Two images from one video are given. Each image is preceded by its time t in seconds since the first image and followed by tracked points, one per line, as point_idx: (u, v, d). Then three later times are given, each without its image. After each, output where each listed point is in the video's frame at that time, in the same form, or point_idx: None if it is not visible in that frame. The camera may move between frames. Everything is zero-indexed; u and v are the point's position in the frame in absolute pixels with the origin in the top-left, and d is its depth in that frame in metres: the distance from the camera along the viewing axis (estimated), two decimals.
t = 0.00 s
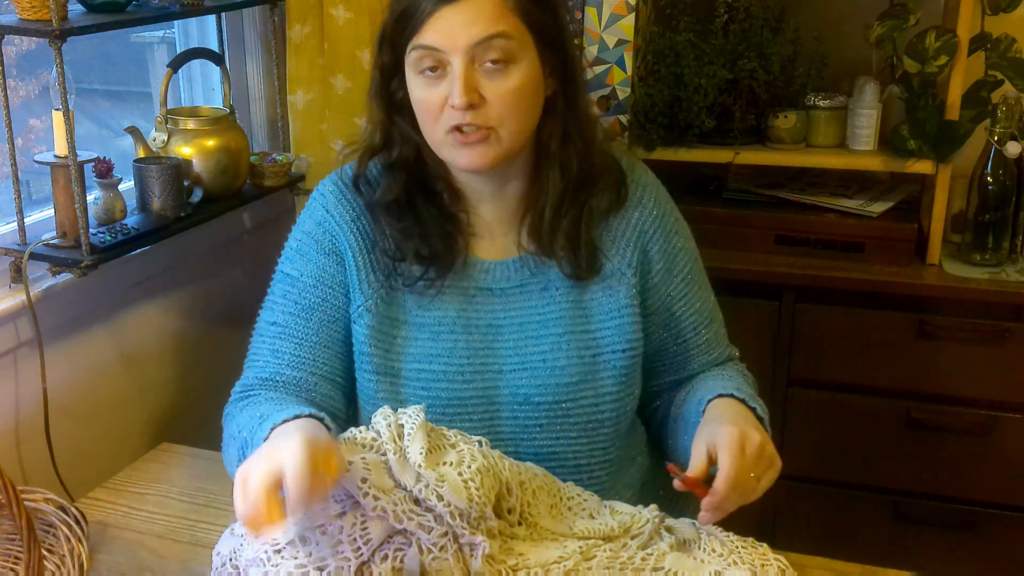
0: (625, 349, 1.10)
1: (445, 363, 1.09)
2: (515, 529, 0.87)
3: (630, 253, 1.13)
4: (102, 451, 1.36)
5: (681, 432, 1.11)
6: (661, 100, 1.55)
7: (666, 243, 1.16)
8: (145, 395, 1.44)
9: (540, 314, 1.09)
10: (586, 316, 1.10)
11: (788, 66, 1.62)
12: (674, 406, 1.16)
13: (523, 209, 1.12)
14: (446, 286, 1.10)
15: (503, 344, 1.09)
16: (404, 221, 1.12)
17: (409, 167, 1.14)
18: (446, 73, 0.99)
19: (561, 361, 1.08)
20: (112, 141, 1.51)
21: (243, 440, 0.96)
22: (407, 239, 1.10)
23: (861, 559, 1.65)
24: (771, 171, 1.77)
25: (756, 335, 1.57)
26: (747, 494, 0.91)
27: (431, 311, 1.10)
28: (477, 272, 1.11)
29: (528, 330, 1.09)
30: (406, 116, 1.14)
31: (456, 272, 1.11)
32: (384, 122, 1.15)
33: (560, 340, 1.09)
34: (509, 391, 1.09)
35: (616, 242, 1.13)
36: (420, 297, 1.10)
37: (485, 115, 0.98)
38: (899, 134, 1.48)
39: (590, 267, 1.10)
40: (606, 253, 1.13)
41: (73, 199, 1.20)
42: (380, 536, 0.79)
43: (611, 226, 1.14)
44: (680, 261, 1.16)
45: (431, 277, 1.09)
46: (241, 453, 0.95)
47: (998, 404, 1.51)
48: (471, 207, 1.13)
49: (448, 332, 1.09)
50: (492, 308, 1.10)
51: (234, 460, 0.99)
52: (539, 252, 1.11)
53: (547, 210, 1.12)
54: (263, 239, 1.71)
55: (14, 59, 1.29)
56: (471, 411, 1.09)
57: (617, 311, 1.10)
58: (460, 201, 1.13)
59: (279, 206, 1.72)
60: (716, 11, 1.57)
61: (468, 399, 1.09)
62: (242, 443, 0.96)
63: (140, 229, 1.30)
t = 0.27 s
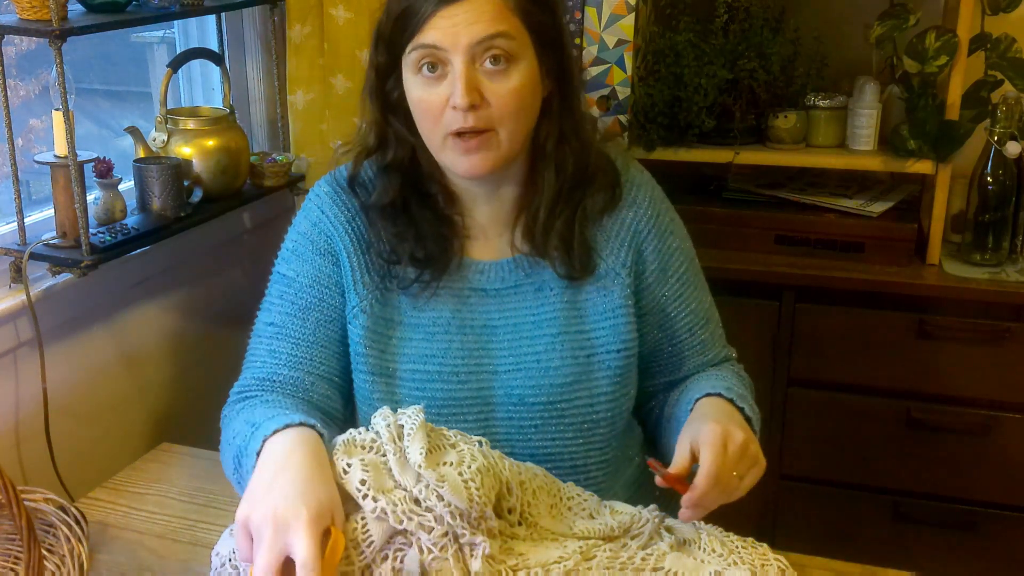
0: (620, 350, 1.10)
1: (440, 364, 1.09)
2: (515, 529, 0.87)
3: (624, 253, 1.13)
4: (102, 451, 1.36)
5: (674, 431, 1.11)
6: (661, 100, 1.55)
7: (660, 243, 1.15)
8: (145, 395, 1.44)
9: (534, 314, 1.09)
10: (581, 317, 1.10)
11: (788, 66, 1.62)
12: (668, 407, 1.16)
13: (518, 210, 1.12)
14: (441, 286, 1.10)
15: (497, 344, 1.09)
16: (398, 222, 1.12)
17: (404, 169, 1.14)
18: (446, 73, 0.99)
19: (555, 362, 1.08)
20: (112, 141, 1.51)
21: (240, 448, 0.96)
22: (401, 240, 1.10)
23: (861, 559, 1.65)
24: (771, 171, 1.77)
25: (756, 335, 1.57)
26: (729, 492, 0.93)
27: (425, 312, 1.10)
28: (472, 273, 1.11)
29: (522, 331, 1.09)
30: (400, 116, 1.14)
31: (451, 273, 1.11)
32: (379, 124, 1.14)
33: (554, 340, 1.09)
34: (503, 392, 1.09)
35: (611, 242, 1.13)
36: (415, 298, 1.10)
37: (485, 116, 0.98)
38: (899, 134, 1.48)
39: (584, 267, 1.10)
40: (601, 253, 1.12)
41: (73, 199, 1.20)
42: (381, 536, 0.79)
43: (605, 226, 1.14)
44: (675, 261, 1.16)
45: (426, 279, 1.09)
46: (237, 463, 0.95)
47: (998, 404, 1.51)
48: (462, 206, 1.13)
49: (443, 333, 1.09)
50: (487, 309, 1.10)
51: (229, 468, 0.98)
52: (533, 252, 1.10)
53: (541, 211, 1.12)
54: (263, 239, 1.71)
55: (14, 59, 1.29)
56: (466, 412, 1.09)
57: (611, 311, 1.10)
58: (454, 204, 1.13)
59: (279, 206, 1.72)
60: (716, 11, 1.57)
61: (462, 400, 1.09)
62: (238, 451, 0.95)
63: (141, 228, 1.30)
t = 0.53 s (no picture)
0: (620, 352, 1.10)
1: (440, 365, 1.09)
2: (514, 529, 0.87)
3: (625, 255, 1.13)
4: (102, 451, 1.36)
5: (673, 433, 1.12)
6: (661, 100, 1.55)
7: (660, 245, 1.15)
8: (145, 395, 1.44)
9: (535, 316, 1.09)
10: (581, 319, 1.10)
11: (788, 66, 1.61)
12: (667, 408, 1.16)
13: (517, 211, 1.12)
14: (440, 287, 1.10)
15: (497, 346, 1.09)
16: (397, 223, 1.12)
17: (402, 169, 1.14)
18: (436, 75, 1.00)
19: (555, 363, 1.08)
20: (112, 141, 1.51)
21: (242, 448, 0.95)
22: (401, 241, 1.10)
23: (861, 559, 1.65)
24: (771, 171, 1.77)
25: (756, 335, 1.57)
26: (723, 494, 0.92)
27: (425, 313, 1.10)
28: (472, 274, 1.11)
29: (522, 332, 1.09)
30: (400, 115, 1.14)
31: (451, 274, 1.11)
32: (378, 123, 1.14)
33: (554, 342, 1.09)
34: (504, 394, 1.09)
35: (611, 244, 1.13)
36: (415, 299, 1.10)
37: (473, 118, 0.98)
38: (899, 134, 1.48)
39: (583, 269, 1.10)
40: (601, 255, 1.12)
41: (73, 199, 1.20)
42: (381, 536, 0.79)
43: (605, 228, 1.14)
44: (675, 263, 1.16)
45: (425, 280, 1.09)
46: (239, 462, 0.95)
47: (998, 404, 1.51)
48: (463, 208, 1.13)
49: (443, 334, 1.09)
50: (487, 311, 1.10)
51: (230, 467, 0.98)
52: (532, 254, 1.10)
53: (539, 211, 1.11)
54: (263, 239, 1.71)
55: (14, 59, 1.29)
56: (466, 413, 1.09)
57: (611, 313, 1.10)
58: (452, 204, 1.13)
59: (279, 205, 1.72)
60: (716, 11, 1.57)
61: (462, 401, 1.09)
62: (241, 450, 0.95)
63: (140, 228, 1.30)
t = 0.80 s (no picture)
0: (622, 354, 1.10)
1: (442, 367, 1.09)
2: (515, 529, 0.86)
3: (627, 257, 1.12)
4: (102, 451, 1.36)
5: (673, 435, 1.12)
6: (661, 100, 1.55)
7: (662, 247, 1.15)
8: (145, 395, 1.44)
9: (537, 318, 1.09)
10: (583, 320, 1.10)
11: (788, 66, 1.61)
12: (668, 410, 1.16)
13: (520, 212, 1.12)
14: (444, 289, 1.10)
15: (499, 348, 1.09)
16: (400, 225, 1.12)
17: (406, 172, 1.14)
18: (447, 76, 1.00)
19: (557, 365, 1.08)
20: (112, 141, 1.51)
21: (247, 458, 0.95)
22: (404, 243, 1.10)
23: (862, 559, 1.64)
24: (770, 171, 1.77)
25: (756, 334, 1.57)
26: (722, 497, 0.92)
27: (428, 315, 1.10)
28: (475, 276, 1.11)
29: (524, 334, 1.09)
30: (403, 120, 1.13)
31: (453, 276, 1.11)
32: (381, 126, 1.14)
33: (557, 344, 1.09)
34: (506, 396, 1.09)
35: (613, 246, 1.13)
36: (417, 301, 1.10)
37: (487, 116, 0.98)
38: (899, 134, 1.48)
39: (586, 271, 1.10)
40: (603, 256, 1.12)
41: (73, 199, 1.20)
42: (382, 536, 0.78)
43: (607, 230, 1.14)
44: (678, 265, 1.16)
45: (428, 281, 1.09)
46: (243, 473, 0.94)
47: (998, 404, 1.51)
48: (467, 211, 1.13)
49: (445, 336, 1.09)
50: (489, 313, 1.09)
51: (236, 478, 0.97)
52: (535, 255, 1.10)
53: (543, 213, 1.11)
54: (263, 239, 1.71)
55: (14, 59, 1.29)
56: (468, 415, 1.09)
57: (613, 316, 1.10)
58: (457, 205, 1.13)
59: (279, 205, 1.72)
60: (716, 11, 1.57)
61: (464, 403, 1.09)
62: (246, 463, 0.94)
63: (140, 228, 1.30)
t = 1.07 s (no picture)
0: (623, 355, 1.10)
1: (442, 368, 1.09)
2: (515, 529, 0.87)
3: (627, 258, 1.13)
4: (103, 451, 1.36)
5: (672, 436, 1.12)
6: (661, 100, 1.55)
7: (662, 248, 1.15)
8: (145, 395, 1.44)
9: (537, 319, 1.09)
10: (584, 321, 1.10)
11: (788, 66, 1.61)
12: (667, 411, 1.16)
13: (521, 213, 1.12)
14: (444, 290, 1.10)
15: (500, 348, 1.09)
16: (401, 226, 1.12)
17: (407, 173, 1.14)
18: (450, 77, 0.99)
19: (558, 366, 1.08)
20: (112, 141, 1.51)
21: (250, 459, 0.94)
22: (405, 244, 1.10)
23: (862, 559, 1.64)
24: (771, 171, 1.77)
25: (756, 335, 1.57)
26: (687, 490, 0.93)
27: (429, 316, 1.10)
28: (476, 276, 1.11)
29: (525, 335, 1.09)
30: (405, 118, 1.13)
31: (454, 276, 1.11)
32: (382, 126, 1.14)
33: (557, 345, 1.09)
34: (506, 397, 1.09)
35: (613, 247, 1.13)
36: (418, 302, 1.10)
37: (491, 118, 0.98)
38: (899, 134, 1.48)
39: (586, 272, 1.10)
40: (604, 257, 1.12)
41: (73, 199, 1.20)
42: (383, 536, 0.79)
43: (608, 230, 1.14)
44: (678, 266, 1.16)
45: (430, 282, 1.10)
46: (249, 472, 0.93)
47: (998, 404, 1.51)
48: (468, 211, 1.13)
49: (446, 337, 1.09)
50: (490, 314, 1.10)
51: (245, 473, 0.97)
52: (536, 256, 1.10)
53: (544, 213, 1.11)
54: (264, 239, 1.71)
55: (13, 59, 1.29)
56: (469, 416, 1.09)
57: (614, 317, 1.10)
58: (458, 207, 1.13)
59: (279, 206, 1.72)
60: (716, 11, 1.57)
61: (465, 404, 1.09)
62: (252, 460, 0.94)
63: (141, 228, 1.30)
